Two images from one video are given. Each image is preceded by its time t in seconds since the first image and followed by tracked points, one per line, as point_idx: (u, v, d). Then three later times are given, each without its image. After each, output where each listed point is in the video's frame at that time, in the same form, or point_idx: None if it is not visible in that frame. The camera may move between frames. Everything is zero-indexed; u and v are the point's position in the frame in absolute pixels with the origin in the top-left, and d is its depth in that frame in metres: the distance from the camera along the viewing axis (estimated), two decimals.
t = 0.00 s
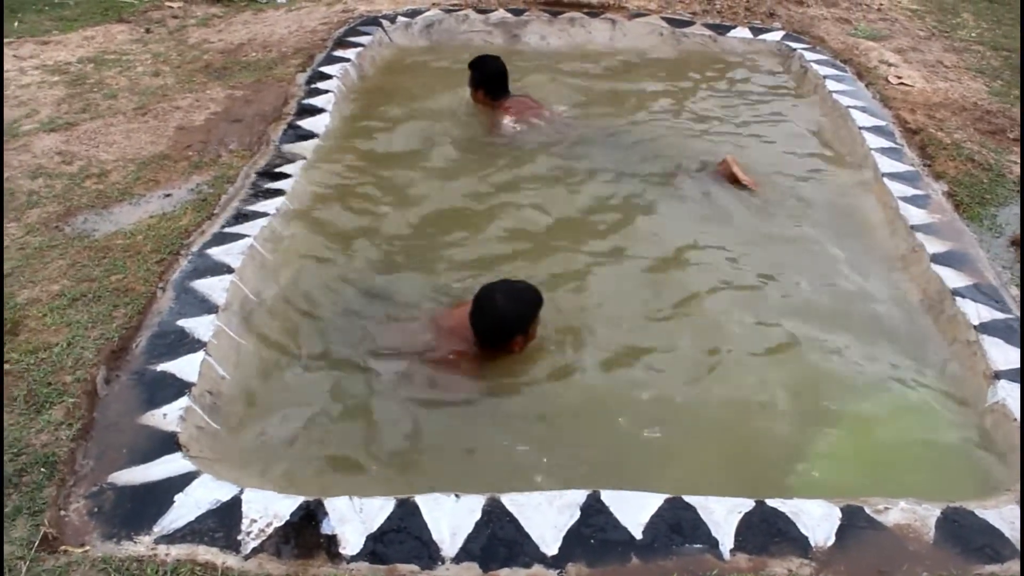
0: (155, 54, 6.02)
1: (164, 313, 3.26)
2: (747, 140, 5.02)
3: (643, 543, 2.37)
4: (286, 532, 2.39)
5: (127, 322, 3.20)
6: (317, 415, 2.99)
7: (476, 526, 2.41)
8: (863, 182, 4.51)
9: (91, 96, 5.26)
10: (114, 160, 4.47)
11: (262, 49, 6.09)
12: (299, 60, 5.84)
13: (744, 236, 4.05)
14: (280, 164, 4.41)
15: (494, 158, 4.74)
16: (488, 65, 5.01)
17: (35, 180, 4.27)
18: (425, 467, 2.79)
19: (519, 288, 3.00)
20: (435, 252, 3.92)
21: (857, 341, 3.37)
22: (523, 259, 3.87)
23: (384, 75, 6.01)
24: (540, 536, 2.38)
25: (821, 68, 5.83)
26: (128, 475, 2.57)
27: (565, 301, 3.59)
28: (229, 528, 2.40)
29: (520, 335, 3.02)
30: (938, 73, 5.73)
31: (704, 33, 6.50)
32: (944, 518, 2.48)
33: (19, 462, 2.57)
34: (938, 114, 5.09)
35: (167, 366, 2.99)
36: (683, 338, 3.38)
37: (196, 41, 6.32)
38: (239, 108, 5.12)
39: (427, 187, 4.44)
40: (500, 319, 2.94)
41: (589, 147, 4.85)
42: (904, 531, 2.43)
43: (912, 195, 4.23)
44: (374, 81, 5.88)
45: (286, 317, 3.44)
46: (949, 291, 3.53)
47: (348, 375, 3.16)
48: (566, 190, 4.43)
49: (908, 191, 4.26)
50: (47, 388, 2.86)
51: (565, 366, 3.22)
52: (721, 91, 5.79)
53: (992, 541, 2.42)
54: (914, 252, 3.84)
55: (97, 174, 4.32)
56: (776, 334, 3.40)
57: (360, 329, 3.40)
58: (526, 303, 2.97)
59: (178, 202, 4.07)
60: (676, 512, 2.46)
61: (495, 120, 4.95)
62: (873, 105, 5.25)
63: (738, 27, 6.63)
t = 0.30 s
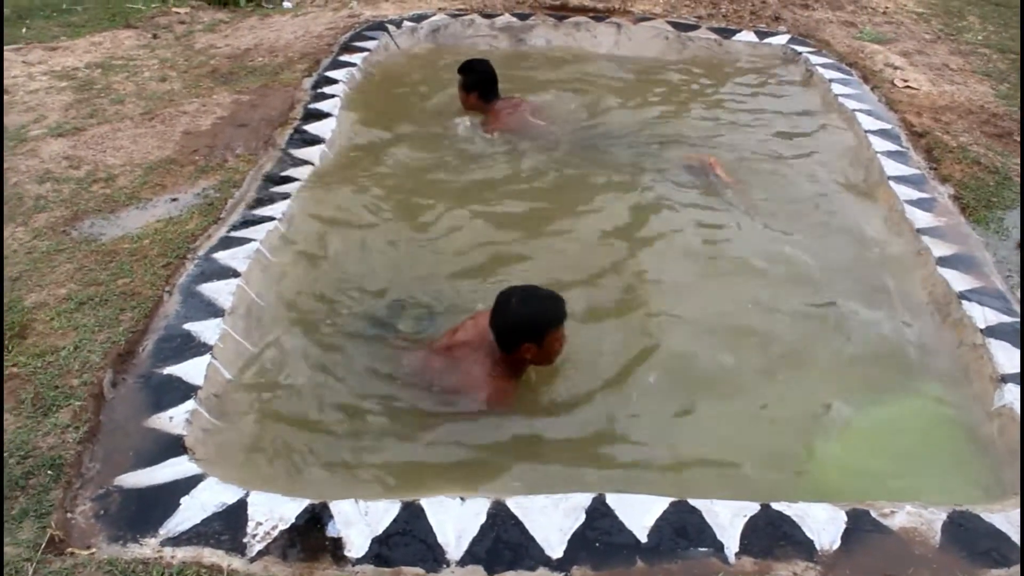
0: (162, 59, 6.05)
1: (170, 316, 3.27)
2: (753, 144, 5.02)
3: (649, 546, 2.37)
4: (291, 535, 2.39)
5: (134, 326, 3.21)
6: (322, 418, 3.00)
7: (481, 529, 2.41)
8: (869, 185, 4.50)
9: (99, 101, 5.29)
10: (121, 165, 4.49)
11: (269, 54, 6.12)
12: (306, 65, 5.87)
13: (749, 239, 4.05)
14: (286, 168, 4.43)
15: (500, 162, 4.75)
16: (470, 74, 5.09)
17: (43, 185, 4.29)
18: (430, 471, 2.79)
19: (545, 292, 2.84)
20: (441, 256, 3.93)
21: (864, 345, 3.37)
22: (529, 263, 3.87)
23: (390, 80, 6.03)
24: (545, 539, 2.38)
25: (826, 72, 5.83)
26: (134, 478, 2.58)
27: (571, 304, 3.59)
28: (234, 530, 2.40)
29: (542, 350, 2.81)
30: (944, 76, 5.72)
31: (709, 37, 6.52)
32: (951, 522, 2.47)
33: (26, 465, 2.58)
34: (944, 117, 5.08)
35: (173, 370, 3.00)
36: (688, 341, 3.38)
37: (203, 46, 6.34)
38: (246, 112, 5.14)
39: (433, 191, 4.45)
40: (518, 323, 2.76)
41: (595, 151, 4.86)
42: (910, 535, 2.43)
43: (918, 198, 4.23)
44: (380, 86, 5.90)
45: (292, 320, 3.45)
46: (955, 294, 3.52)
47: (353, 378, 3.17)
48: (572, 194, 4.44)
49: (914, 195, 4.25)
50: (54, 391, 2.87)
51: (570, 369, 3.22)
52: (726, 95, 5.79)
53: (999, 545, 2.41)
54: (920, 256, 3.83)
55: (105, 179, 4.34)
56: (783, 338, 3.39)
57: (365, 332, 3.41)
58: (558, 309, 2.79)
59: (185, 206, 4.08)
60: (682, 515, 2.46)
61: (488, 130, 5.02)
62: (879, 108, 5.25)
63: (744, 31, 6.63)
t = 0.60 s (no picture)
0: (168, 62, 6.07)
1: (175, 319, 3.28)
2: (758, 148, 5.02)
3: (652, 550, 2.36)
4: (295, 537, 2.39)
5: (139, 328, 3.21)
6: (327, 421, 3.00)
7: (485, 532, 2.41)
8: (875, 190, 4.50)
9: (105, 104, 5.31)
10: (127, 167, 4.50)
11: (274, 57, 6.13)
12: (311, 68, 5.88)
13: (754, 243, 4.05)
14: (291, 171, 4.43)
15: (505, 165, 4.75)
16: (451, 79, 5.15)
17: (49, 187, 4.30)
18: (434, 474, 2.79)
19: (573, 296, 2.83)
20: (445, 259, 3.93)
21: (870, 350, 3.36)
22: (534, 267, 3.87)
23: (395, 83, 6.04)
24: (549, 542, 2.38)
25: (831, 76, 5.83)
26: (139, 480, 2.59)
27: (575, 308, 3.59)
28: (238, 532, 2.41)
29: (563, 353, 2.79)
30: (949, 81, 5.71)
31: (714, 41, 6.52)
32: (955, 527, 2.47)
33: (31, 466, 2.59)
34: (949, 121, 5.08)
35: (178, 372, 3.00)
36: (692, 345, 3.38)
37: (209, 49, 6.36)
38: (251, 116, 5.15)
39: (437, 194, 4.46)
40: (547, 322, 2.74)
41: (599, 155, 4.86)
42: (915, 539, 2.42)
43: (923, 203, 4.22)
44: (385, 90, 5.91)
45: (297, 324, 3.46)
46: (960, 299, 3.51)
47: (358, 381, 3.17)
48: (577, 198, 4.44)
49: (919, 200, 4.24)
50: (60, 393, 2.88)
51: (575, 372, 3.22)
52: (731, 99, 5.79)
53: (1004, 550, 2.41)
54: (925, 261, 3.83)
55: (111, 181, 4.35)
56: (789, 342, 3.39)
57: (370, 336, 3.41)
58: (584, 313, 2.78)
59: (190, 209, 4.09)
60: (686, 519, 2.45)
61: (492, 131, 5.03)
62: (884, 112, 5.24)
63: (748, 35, 6.64)
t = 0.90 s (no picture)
0: (173, 65, 6.08)
1: (180, 321, 3.28)
2: (763, 151, 5.01)
3: (656, 553, 2.36)
4: (298, 539, 2.40)
5: (144, 330, 3.22)
6: (332, 424, 3.00)
7: (488, 534, 2.41)
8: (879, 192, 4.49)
9: (111, 106, 5.32)
10: (132, 170, 4.52)
11: (280, 60, 6.15)
12: (316, 71, 5.89)
13: (759, 245, 4.05)
14: (296, 173, 4.43)
15: (509, 168, 4.75)
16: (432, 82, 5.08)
17: (55, 189, 4.31)
18: (437, 477, 2.79)
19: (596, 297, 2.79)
20: (449, 262, 3.93)
21: (874, 352, 3.36)
22: (538, 270, 3.88)
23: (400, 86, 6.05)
24: (552, 545, 2.38)
25: (836, 79, 5.81)
26: (144, 482, 2.59)
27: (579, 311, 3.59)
28: (242, 534, 2.41)
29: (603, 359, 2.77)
30: (955, 83, 5.70)
31: (719, 44, 6.51)
32: (960, 530, 2.46)
33: (35, 468, 2.59)
34: (954, 124, 5.07)
35: (182, 374, 3.01)
36: (696, 348, 3.37)
37: (214, 52, 6.38)
38: (256, 118, 5.16)
39: (442, 197, 4.46)
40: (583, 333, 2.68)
41: (603, 158, 4.86)
42: (919, 543, 2.42)
43: (928, 205, 4.22)
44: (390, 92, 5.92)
45: (301, 326, 3.46)
46: (964, 301, 3.51)
47: (362, 384, 3.18)
48: (580, 200, 4.44)
49: (925, 203, 4.23)
50: (64, 395, 2.89)
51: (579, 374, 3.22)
52: (736, 101, 5.79)
53: (1008, 553, 2.40)
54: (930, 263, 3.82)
55: (116, 184, 4.36)
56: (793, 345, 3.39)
57: (375, 339, 3.42)
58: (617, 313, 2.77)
59: (195, 211, 4.10)
60: (689, 522, 2.45)
61: (496, 134, 5.04)
62: (889, 115, 5.23)
63: (753, 38, 6.63)
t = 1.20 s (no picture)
0: (178, 62, 6.09)
1: (183, 318, 3.28)
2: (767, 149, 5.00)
3: (659, 552, 2.36)
4: (301, 537, 2.40)
5: (147, 327, 3.23)
6: (335, 422, 3.00)
7: (491, 532, 2.41)
8: (884, 191, 4.48)
9: (115, 104, 5.33)
10: (137, 167, 4.52)
11: (284, 57, 6.15)
12: (320, 69, 5.89)
13: (763, 244, 4.04)
14: (300, 171, 4.44)
15: (513, 166, 4.74)
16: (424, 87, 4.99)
17: (60, 187, 4.32)
18: (440, 475, 2.79)
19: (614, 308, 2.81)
20: (453, 260, 3.93)
21: (880, 351, 3.35)
22: (542, 268, 3.87)
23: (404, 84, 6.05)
24: (555, 543, 2.38)
25: (841, 77, 5.80)
26: (148, 479, 2.60)
27: (582, 310, 3.59)
28: (245, 531, 2.41)
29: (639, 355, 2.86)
30: (960, 81, 5.69)
31: (724, 41, 6.50)
32: (963, 529, 2.46)
33: (39, 465, 2.60)
34: (959, 122, 5.06)
35: (186, 371, 3.01)
36: (701, 347, 3.37)
37: (218, 50, 6.38)
38: (260, 116, 5.16)
39: (445, 194, 4.46)
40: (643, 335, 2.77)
41: (607, 156, 4.86)
42: (922, 542, 2.41)
43: (933, 204, 4.20)
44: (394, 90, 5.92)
45: (305, 325, 3.47)
46: (969, 300, 3.50)
47: (365, 382, 3.18)
48: (584, 198, 4.44)
49: (929, 201, 4.22)
50: (68, 392, 2.89)
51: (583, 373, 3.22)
52: (740, 99, 5.78)
53: (1012, 552, 2.40)
54: (935, 262, 3.81)
55: (120, 181, 4.37)
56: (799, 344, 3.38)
57: (378, 337, 3.42)
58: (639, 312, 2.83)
59: (199, 209, 4.11)
60: (692, 520, 2.45)
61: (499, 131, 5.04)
62: (894, 113, 5.22)
63: (758, 35, 6.61)
